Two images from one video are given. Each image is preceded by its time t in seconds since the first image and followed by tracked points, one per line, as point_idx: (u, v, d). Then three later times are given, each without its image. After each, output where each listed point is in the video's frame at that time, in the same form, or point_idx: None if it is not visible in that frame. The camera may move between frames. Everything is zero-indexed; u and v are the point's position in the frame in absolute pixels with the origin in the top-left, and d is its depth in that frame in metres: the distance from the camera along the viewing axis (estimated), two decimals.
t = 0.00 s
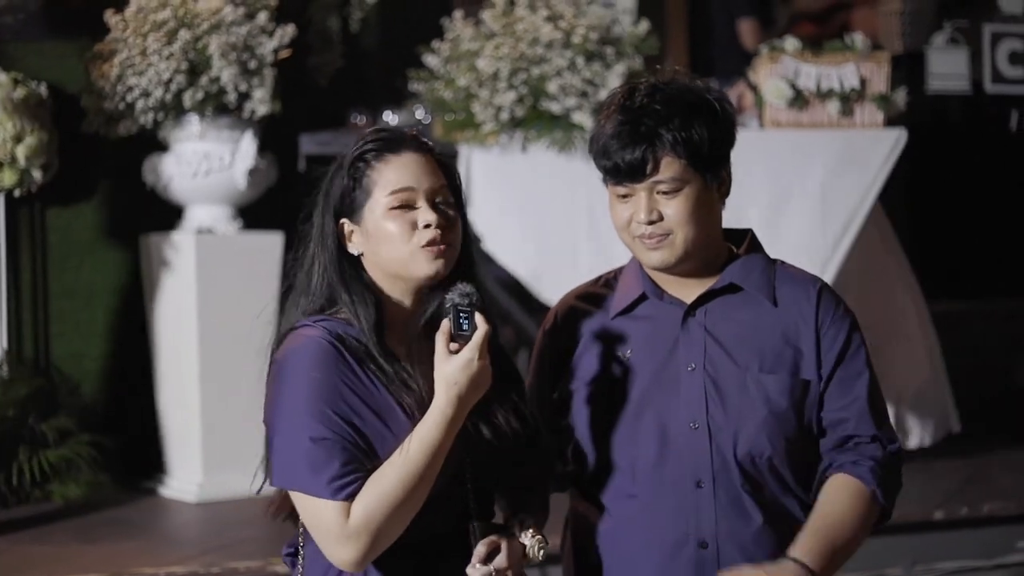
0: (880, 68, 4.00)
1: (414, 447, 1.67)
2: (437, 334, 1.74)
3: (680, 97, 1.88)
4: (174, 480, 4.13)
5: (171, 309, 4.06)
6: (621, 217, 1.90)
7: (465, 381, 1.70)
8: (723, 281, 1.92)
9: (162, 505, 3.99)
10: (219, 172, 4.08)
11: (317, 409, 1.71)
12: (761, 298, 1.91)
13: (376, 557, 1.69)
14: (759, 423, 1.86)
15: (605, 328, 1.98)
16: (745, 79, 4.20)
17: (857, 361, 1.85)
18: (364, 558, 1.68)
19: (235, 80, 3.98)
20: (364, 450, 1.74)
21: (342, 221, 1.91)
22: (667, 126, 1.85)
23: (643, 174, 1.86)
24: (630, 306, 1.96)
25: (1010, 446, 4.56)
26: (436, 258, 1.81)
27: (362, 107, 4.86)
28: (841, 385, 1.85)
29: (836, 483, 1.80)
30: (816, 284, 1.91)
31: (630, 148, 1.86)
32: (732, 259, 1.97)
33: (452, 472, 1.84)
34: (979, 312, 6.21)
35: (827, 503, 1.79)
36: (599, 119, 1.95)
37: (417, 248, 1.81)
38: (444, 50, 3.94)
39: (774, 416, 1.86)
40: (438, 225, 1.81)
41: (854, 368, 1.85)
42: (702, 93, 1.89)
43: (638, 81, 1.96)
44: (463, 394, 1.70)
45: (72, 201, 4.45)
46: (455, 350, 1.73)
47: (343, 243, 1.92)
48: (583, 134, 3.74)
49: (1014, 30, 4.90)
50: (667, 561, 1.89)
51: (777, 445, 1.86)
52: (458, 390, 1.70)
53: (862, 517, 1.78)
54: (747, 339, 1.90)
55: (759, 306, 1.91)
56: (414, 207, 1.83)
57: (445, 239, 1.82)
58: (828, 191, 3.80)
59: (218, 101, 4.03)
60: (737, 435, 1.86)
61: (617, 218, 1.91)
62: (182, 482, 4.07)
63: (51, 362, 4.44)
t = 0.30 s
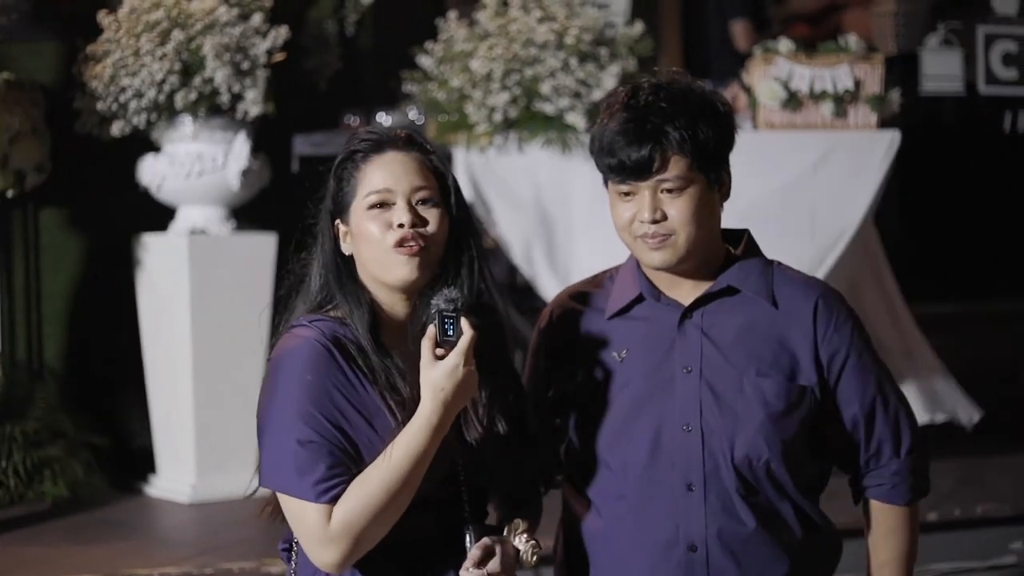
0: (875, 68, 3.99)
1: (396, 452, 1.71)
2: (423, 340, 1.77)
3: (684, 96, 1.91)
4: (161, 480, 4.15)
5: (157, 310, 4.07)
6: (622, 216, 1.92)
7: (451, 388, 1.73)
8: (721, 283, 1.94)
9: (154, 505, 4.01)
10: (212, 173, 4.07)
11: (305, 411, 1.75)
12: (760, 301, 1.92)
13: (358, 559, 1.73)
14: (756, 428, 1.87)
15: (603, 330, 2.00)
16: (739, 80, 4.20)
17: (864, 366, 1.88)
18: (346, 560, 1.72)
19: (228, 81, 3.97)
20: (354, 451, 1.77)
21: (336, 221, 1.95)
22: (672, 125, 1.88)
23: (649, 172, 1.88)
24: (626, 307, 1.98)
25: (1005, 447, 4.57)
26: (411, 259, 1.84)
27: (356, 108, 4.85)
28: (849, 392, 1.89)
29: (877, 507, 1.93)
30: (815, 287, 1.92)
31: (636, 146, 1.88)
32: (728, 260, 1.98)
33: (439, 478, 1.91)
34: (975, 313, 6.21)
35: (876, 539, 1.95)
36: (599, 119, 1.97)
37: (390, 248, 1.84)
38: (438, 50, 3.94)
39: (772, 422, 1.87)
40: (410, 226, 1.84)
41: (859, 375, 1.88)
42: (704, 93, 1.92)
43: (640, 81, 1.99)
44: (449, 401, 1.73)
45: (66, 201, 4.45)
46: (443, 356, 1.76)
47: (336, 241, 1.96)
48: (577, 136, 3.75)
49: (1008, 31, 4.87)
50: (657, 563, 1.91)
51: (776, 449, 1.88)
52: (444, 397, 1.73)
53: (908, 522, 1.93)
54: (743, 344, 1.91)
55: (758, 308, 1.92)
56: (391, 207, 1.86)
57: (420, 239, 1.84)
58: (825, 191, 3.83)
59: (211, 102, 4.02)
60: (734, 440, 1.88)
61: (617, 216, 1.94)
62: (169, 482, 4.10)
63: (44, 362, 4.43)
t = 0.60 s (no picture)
0: (877, 70, 4.00)
1: (371, 453, 1.71)
2: (409, 347, 1.76)
3: (703, 94, 1.94)
4: (162, 482, 4.15)
5: (157, 310, 4.07)
6: (636, 213, 1.94)
7: (431, 393, 1.72)
8: (740, 283, 1.98)
9: (155, 506, 4.01)
10: (215, 173, 4.07)
11: (282, 406, 1.76)
12: (780, 302, 1.98)
13: (326, 558, 1.72)
14: (777, 429, 1.92)
15: (618, 330, 2.02)
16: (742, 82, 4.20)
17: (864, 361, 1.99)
18: (313, 559, 1.72)
19: (231, 82, 3.97)
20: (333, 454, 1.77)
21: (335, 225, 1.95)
22: (689, 121, 1.90)
23: (665, 168, 1.90)
24: (643, 308, 2.00)
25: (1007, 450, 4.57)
26: (410, 269, 1.84)
27: (358, 109, 4.85)
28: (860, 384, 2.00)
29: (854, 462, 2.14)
30: (829, 290, 2.01)
31: (653, 141, 1.90)
32: (743, 260, 2.04)
33: (418, 483, 1.87)
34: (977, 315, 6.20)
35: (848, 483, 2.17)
36: (615, 119, 1.99)
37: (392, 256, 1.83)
38: (441, 51, 3.93)
39: (791, 421, 1.93)
40: (411, 235, 1.84)
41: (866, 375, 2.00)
42: (722, 92, 1.94)
43: (656, 80, 2.00)
44: (428, 406, 1.72)
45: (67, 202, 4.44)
46: (427, 361, 1.75)
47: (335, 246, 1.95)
48: (579, 138, 3.72)
49: (1011, 33, 4.86)
50: (669, 566, 1.94)
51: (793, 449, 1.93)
52: (423, 401, 1.72)
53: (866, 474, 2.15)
54: (761, 345, 1.96)
55: (778, 309, 1.98)
56: (392, 216, 1.86)
57: (421, 249, 1.84)
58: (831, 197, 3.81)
59: (214, 103, 4.02)
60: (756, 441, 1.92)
61: (632, 213, 1.95)
62: (170, 484, 4.10)
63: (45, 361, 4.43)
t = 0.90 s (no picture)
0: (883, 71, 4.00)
1: (388, 453, 1.74)
2: (426, 347, 1.82)
3: (707, 95, 1.94)
4: (170, 482, 4.15)
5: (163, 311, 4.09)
6: (639, 212, 1.94)
7: (446, 394, 1.76)
8: (747, 284, 2.00)
9: (161, 506, 4.01)
10: (222, 173, 4.07)
11: (296, 405, 1.76)
12: (787, 304, 2.00)
13: (337, 559, 1.75)
14: (787, 429, 1.93)
15: (625, 333, 2.03)
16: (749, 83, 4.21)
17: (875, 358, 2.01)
18: (325, 560, 1.74)
19: (238, 82, 3.98)
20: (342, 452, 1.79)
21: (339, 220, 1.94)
22: (692, 120, 1.91)
23: (666, 165, 1.91)
24: (649, 310, 2.02)
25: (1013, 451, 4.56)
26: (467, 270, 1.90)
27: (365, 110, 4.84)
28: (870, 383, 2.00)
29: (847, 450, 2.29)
30: (834, 289, 2.02)
31: (654, 139, 1.91)
32: (750, 261, 2.05)
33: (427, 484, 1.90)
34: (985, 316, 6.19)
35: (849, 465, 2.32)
36: (623, 118, 2.00)
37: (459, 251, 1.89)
38: (447, 52, 3.94)
39: (800, 422, 1.94)
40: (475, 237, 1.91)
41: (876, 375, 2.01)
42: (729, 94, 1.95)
43: (664, 81, 2.01)
44: (444, 408, 1.76)
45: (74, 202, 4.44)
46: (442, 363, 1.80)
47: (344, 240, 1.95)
48: (585, 139, 3.75)
49: (1017, 34, 4.84)
50: (686, 566, 1.95)
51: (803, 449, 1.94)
52: (439, 403, 1.76)
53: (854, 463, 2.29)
54: (770, 348, 1.97)
55: (784, 310, 2.00)
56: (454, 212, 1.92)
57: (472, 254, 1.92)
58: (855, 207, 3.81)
59: (221, 103, 4.03)
60: (767, 442, 1.93)
61: (635, 212, 1.96)
62: (178, 484, 4.10)
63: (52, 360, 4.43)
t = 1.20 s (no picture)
0: (883, 72, 3.99)
1: (432, 460, 1.73)
2: (461, 353, 1.80)
3: (703, 95, 1.94)
4: (170, 482, 4.15)
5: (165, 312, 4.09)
6: (634, 211, 1.94)
7: (487, 399, 1.75)
8: (740, 284, 1.97)
9: (162, 507, 4.01)
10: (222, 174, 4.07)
11: (339, 417, 1.71)
12: (779, 302, 1.96)
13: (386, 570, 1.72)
14: (781, 429, 1.90)
15: (619, 333, 2.00)
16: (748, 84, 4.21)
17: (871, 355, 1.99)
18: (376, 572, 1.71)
19: (238, 82, 3.99)
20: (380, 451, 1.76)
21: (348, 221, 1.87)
22: (687, 120, 1.91)
23: (660, 165, 1.91)
24: (642, 310, 1.98)
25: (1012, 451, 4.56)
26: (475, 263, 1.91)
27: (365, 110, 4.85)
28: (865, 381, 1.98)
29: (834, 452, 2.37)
30: (826, 289, 1.99)
31: (649, 139, 1.90)
32: (744, 262, 2.01)
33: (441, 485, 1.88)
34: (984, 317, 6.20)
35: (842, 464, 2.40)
36: (620, 115, 1.99)
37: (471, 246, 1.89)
38: (447, 53, 3.95)
39: (795, 421, 1.91)
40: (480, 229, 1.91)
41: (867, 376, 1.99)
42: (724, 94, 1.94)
43: (661, 80, 2.00)
44: (485, 414, 1.75)
45: (74, 202, 4.45)
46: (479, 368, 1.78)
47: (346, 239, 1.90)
48: (586, 139, 3.74)
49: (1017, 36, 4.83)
50: (680, 566, 1.92)
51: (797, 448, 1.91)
52: (480, 409, 1.75)
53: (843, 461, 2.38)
54: (764, 347, 1.94)
55: (777, 309, 1.96)
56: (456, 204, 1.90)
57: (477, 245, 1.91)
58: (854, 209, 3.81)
59: (221, 103, 4.03)
60: (761, 441, 1.90)
61: (630, 212, 1.95)
62: (179, 485, 4.10)
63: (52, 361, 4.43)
